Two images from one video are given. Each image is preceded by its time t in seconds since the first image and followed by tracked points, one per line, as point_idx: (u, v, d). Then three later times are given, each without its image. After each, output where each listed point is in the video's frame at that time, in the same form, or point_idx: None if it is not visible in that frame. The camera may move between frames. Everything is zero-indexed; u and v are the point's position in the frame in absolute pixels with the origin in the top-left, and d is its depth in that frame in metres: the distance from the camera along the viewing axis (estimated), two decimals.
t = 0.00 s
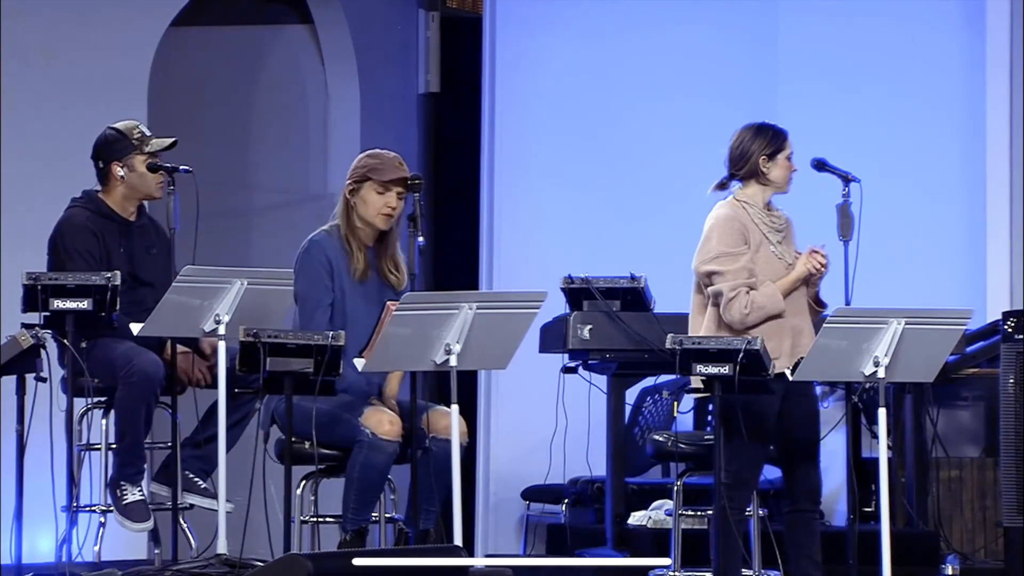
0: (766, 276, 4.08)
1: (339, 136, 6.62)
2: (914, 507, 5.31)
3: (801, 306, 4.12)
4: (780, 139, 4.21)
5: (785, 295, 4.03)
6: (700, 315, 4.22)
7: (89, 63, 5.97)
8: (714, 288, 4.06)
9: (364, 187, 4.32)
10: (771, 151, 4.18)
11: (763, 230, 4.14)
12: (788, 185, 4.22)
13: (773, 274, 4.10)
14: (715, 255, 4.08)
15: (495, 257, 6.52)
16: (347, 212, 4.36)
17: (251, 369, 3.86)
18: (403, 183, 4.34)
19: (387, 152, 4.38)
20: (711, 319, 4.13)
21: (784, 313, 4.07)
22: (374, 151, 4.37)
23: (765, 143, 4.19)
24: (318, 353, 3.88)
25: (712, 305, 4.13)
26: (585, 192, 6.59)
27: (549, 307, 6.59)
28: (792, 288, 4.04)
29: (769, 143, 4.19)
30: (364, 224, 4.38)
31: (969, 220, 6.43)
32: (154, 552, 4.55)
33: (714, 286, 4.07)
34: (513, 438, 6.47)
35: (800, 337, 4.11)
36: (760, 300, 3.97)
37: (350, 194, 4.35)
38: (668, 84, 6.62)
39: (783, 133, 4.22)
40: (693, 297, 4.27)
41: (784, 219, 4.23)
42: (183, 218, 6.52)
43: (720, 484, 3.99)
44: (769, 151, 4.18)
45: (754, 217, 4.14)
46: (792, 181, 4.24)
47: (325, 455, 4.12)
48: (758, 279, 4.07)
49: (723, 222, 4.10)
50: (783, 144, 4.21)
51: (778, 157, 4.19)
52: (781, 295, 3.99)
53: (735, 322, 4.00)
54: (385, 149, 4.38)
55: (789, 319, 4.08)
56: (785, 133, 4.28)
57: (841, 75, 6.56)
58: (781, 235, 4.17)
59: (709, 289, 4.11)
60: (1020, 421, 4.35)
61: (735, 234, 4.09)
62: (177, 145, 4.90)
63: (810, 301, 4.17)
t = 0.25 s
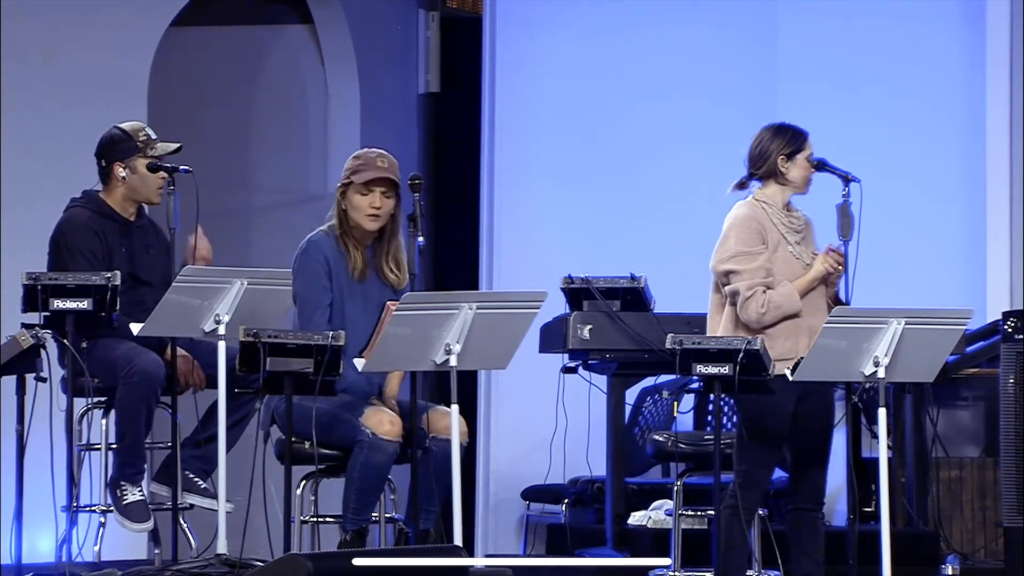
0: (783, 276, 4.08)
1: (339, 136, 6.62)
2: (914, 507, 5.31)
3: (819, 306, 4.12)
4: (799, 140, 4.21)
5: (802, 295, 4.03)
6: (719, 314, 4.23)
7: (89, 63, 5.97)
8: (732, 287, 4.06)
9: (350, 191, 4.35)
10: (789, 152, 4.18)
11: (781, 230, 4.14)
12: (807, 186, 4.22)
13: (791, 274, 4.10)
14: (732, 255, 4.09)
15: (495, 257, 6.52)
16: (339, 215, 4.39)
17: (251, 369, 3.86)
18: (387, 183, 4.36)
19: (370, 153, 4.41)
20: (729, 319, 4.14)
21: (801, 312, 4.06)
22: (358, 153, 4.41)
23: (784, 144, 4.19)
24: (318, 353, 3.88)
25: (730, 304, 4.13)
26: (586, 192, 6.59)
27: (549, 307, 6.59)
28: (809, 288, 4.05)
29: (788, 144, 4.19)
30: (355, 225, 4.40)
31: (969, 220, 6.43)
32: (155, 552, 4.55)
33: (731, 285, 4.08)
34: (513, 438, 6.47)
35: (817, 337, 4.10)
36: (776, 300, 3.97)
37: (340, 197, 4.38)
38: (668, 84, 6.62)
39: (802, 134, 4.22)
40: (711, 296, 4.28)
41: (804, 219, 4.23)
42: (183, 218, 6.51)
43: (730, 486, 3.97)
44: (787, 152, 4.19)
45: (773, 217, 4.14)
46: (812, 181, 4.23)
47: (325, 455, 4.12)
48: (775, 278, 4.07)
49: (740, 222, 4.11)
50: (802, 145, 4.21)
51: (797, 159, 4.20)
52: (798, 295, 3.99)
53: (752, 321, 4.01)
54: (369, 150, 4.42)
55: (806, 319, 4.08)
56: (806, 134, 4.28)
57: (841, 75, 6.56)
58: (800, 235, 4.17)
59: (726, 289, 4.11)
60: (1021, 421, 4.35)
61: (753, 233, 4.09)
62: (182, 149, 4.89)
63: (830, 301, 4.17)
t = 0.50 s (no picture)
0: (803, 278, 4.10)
1: (339, 136, 6.62)
2: (914, 507, 5.31)
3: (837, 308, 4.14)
4: (819, 143, 4.21)
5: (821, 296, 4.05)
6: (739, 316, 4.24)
7: (89, 63, 5.97)
8: (750, 289, 4.08)
9: (331, 192, 4.32)
10: (808, 153, 4.18)
11: (802, 232, 4.15)
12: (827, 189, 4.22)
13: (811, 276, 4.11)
14: (752, 257, 4.10)
15: (495, 257, 6.51)
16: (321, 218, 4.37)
17: (251, 369, 3.86)
18: (367, 182, 4.33)
19: (349, 152, 4.38)
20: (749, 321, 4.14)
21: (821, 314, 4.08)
22: (337, 153, 4.38)
23: (803, 145, 4.19)
24: (318, 353, 3.88)
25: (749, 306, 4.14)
26: (586, 192, 6.59)
27: (549, 307, 6.59)
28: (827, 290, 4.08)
29: (807, 146, 4.20)
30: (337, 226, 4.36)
31: (969, 220, 6.43)
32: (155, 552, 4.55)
33: (751, 287, 4.09)
34: (513, 438, 6.47)
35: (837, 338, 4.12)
36: (795, 301, 4.00)
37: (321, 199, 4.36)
38: (668, 84, 6.62)
39: (824, 136, 4.23)
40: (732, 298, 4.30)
41: (825, 221, 4.23)
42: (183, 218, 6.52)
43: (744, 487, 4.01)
44: (806, 154, 4.19)
45: (793, 218, 4.15)
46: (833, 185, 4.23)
47: (325, 455, 4.12)
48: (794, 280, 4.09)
49: (759, 223, 4.12)
50: (822, 148, 4.21)
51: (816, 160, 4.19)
52: (817, 297, 4.01)
53: (770, 323, 4.02)
54: (345, 149, 4.39)
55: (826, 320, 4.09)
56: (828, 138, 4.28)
57: (841, 75, 6.56)
58: (821, 237, 4.18)
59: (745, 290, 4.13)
60: (1021, 421, 4.35)
61: (772, 235, 4.11)
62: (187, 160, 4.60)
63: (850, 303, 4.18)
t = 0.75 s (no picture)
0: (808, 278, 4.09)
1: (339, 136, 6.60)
2: (914, 507, 5.31)
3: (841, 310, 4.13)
4: (830, 143, 4.20)
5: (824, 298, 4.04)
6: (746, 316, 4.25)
7: (89, 63, 5.96)
8: (754, 289, 4.09)
9: (319, 193, 4.23)
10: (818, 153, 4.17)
11: (809, 232, 4.14)
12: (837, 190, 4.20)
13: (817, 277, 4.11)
14: (757, 256, 4.11)
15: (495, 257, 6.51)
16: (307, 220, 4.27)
17: (251, 369, 3.87)
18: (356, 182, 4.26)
19: (335, 153, 4.30)
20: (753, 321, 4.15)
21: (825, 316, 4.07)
22: (322, 154, 4.29)
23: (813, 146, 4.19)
24: (318, 353, 3.88)
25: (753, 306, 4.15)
26: (586, 192, 6.59)
27: (549, 307, 6.59)
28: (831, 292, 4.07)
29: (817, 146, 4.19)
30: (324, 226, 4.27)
31: (968, 220, 6.43)
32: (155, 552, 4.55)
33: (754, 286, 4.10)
34: (513, 437, 6.47)
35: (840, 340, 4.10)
36: (797, 302, 4.00)
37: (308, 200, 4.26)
38: (669, 84, 6.62)
39: (835, 137, 4.21)
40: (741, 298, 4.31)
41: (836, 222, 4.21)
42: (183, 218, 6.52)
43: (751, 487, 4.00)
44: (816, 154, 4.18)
45: (801, 219, 4.14)
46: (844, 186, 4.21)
47: (325, 455, 4.12)
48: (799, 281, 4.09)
49: (766, 223, 4.12)
50: (833, 148, 4.19)
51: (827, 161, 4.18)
52: (821, 298, 4.01)
53: (772, 323, 4.03)
54: (331, 150, 4.31)
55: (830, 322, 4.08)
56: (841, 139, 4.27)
57: (841, 75, 6.56)
58: (829, 239, 4.16)
59: (750, 290, 4.14)
60: (1021, 421, 4.34)
61: (778, 235, 4.10)
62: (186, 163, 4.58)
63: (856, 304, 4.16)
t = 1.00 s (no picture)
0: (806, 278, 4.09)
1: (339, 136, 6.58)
2: (914, 506, 5.31)
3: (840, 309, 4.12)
4: (832, 142, 4.18)
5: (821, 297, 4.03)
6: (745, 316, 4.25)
7: (89, 63, 5.96)
8: (751, 287, 4.10)
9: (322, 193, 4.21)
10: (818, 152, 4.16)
11: (808, 231, 4.14)
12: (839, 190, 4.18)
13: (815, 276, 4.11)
14: (754, 255, 4.12)
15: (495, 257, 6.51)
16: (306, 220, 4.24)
17: (251, 369, 3.87)
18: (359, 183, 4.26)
19: (336, 153, 4.28)
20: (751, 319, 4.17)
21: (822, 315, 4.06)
22: (321, 154, 4.26)
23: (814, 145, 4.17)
24: (318, 353, 3.88)
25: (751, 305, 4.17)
26: (586, 192, 6.59)
27: (549, 307, 6.59)
28: (829, 291, 4.05)
29: (818, 146, 4.17)
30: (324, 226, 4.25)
31: (968, 220, 6.43)
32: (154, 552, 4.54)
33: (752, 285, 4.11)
34: (513, 437, 6.47)
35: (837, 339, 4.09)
36: (793, 300, 3.99)
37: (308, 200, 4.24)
38: (669, 84, 6.62)
39: (838, 136, 4.19)
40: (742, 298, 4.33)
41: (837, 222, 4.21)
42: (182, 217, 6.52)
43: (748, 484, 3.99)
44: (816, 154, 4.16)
45: (800, 218, 4.15)
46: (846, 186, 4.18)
47: (324, 455, 4.12)
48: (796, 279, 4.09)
49: (764, 222, 4.14)
50: (835, 148, 4.17)
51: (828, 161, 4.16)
52: (817, 297, 4.00)
53: (768, 320, 4.04)
54: (331, 150, 4.28)
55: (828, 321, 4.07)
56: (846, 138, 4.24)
57: (841, 75, 6.56)
58: (830, 238, 4.16)
59: (748, 289, 4.15)
60: (1021, 421, 4.34)
61: (776, 234, 4.11)
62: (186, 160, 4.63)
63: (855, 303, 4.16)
